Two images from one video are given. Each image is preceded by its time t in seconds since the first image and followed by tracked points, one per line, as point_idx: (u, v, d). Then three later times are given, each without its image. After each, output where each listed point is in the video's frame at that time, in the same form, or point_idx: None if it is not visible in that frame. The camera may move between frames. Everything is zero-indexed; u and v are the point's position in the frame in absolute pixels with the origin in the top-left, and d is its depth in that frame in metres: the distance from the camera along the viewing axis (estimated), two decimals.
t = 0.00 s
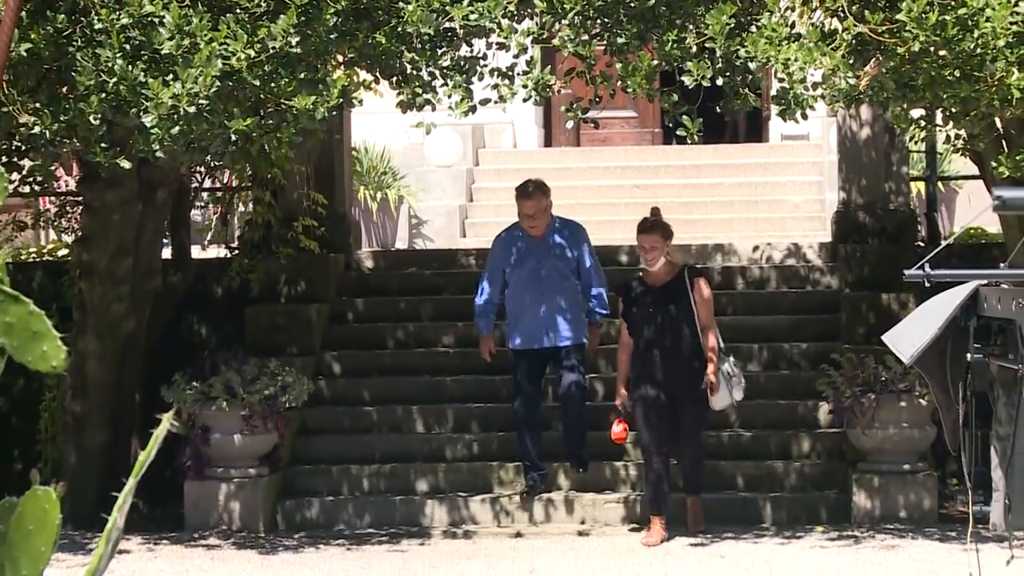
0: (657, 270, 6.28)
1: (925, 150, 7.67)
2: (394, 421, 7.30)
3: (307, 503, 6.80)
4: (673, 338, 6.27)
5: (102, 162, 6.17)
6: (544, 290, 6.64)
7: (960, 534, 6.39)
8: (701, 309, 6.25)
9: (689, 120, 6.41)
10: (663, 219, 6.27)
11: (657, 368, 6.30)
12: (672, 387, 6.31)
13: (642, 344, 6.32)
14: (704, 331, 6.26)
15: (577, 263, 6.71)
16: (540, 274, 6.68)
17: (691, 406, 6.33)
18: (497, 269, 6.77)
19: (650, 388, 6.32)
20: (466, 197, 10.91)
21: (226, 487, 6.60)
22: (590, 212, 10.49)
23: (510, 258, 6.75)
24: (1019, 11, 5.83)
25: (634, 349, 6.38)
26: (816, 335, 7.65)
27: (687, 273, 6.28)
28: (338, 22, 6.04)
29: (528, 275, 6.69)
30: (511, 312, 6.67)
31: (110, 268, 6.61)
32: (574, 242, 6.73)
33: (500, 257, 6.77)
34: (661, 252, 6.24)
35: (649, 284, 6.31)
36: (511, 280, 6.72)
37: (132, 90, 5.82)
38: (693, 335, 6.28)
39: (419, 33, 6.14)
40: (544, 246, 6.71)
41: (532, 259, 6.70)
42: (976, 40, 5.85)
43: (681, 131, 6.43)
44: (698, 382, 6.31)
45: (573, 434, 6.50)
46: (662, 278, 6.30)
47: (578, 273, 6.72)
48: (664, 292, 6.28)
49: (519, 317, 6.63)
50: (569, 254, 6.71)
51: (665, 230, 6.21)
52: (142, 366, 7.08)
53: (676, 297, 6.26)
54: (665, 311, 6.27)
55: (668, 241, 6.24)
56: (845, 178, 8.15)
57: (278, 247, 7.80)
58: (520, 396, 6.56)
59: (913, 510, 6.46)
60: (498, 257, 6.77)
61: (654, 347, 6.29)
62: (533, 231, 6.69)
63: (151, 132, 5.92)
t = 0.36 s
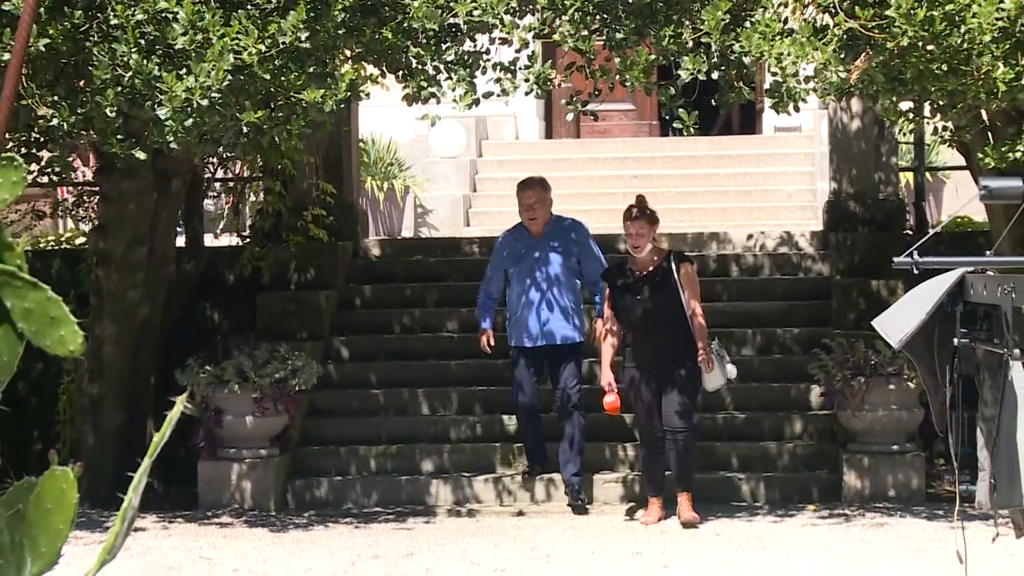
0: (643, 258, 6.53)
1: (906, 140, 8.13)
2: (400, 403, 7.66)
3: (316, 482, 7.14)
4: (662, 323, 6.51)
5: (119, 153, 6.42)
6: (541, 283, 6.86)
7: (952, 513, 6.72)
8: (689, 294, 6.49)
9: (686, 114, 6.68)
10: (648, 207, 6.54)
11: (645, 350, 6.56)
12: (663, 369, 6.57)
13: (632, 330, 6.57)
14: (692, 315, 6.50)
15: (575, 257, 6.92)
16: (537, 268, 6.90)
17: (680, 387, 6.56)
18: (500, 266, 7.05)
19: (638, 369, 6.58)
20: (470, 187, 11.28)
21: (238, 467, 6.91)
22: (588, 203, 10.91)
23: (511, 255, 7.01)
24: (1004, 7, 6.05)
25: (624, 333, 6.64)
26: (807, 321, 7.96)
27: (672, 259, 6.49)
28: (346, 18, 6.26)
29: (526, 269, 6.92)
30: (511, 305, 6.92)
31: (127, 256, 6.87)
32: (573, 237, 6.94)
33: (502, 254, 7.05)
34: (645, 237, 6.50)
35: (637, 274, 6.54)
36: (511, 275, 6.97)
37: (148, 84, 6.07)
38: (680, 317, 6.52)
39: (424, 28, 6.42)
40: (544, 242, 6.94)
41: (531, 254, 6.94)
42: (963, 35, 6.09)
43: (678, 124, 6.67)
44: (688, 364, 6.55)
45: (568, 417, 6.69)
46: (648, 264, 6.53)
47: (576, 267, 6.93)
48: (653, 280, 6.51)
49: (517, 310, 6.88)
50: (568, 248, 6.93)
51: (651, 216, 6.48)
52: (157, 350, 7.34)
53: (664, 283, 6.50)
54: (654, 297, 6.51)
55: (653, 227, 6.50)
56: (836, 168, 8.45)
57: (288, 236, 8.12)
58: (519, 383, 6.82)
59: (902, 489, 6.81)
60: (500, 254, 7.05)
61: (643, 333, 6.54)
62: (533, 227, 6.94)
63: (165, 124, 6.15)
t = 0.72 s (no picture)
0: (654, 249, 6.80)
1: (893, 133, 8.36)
2: (406, 384, 7.98)
3: (326, 461, 7.48)
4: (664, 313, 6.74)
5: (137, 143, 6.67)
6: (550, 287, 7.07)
7: (936, 489, 7.05)
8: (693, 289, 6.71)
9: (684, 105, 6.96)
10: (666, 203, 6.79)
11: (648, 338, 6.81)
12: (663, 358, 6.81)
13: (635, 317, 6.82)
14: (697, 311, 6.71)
15: (585, 262, 7.14)
16: (548, 271, 7.11)
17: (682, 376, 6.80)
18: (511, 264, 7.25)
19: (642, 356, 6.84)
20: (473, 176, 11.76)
21: (251, 446, 7.24)
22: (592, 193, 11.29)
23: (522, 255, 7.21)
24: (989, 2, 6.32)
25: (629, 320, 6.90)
26: (800, 305, 8.27)
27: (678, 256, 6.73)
28: (353, 12, 6.56)
29: (534, 269, 7.14)
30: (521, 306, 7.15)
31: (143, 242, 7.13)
32: (584, 243, 7.15)
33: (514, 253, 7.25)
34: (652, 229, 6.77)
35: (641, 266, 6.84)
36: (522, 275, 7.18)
37: (162, 76, 6.30)
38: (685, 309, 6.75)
39: (429, 22, 6.69)
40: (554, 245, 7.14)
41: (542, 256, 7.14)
42: (950, 28, 6.35)
43: (676, 114, 6.93)
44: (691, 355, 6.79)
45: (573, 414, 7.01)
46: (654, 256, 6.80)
47: (586, 272, 7.16)
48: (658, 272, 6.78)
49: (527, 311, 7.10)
50: (578, 253, 7.14)
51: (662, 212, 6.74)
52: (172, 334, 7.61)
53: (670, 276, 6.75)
54: (660, 288, 6.77)
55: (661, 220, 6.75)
56: (828, 157, 8.74)
57: (299, 223, 8.38)
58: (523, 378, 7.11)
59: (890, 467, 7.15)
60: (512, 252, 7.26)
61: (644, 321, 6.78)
62: (544, 225, 7.16)
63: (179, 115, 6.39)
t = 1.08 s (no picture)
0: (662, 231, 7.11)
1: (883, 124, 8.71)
2: (412, 366, 8.25)
3: (335, 442, 7.76)
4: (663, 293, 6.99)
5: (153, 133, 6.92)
6: (537, 280, 7.30)
7: (923, 468, 7.32)
8: (693, 270, 6.97)
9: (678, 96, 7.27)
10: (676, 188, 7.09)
11: (646, 319, 7.07)
12: (662, 337, 7.06)
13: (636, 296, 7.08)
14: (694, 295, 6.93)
15: (568, 254, 7.40)
16: (533, 264, 7.33)
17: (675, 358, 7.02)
18: (492, 257, 7.46)
19: (640, 336, 7.11)
20: (477, 164, 12.14)
21: (261, 427, 7.52)
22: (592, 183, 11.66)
23: (505, 248, 7.40)
24: None
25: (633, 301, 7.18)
26: (793, 290, 8.55)
27: (682, 239, 7.01)
28: (360, 7, 6.75)
29: (515, 260, 7.36)
30: (506, 298, 7.37)
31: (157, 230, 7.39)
32: (566, 235, 7.41)
33: (495, 246, 7.44)
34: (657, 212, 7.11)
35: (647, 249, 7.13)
36: (506, 268, 7.38)
37: (175, 69, 6.59)
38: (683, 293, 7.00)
39: (434, 16, 6.92)
40: (539, 239, 7.36)
41: (527, 249, 7.35)
42: (939, 21, 6.64)
43: (672, 104, 7.17)
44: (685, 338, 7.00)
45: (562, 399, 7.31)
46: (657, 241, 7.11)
47: (567, 263, 7.43)
48: (661, 254, 7.05)
49: (514, 304, 7.33)
50: (560, 245, 7.39)
51: (665, 197, 7.04)
52: (185, 318, 7.89)
53: (672, 260, 7.01)
54: (661, 270, 7.04)
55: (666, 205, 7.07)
56: (821, 147, 9.01)
57: (308, 211, 8.66)
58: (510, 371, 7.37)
59: (880, 446, 7.43)
60: (493, 244, 7.45)
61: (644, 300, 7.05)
62: (523, 216, 7.37)
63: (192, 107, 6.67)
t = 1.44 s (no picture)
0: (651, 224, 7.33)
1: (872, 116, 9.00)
2: (418, 351, 8.57)
3: (344, 424, 8.08)
4: (652, 287, 7.22)
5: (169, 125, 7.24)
6: (517, 268, 7.49)
7: (911, 449, 7.62)
8: (682, 265, 7.21)
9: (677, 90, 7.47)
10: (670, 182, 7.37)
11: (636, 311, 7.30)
12: (651, 329, 7.30)
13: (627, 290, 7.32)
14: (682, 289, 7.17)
15: (551, 244, 7.57)
16: (515, 253, 7.53)
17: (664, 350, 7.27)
18: (481, 248, 7.72)
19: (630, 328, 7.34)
20: (481, 156, 12.63)
21: (273, 410, 7.83)
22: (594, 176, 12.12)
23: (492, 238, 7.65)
24: None
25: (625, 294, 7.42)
26: (786, 276, 8.88)
27: (670, 234, 7.24)
28: (368, 4, 7.17)
29: (500, 250, 7.57)
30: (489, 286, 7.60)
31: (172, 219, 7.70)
32: (550, 224, 7.60)
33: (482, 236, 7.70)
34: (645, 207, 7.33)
35: (637, 244, 7.38)
36: (491, 257, 7.61)
37: (190, 63, 6.88)
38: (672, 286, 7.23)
39: (439, 11, 7.35)
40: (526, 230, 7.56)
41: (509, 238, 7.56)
42: (928, 16, 6.92)
43: (670, 98, 7.41)
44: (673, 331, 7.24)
45: (539, 387, 7.43)
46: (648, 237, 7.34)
47: (551, 253, 7.60)
48: (651, 249, 7.29)
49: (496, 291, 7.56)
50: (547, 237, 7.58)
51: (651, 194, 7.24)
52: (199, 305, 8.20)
53: (663, 254, 7.24)
54: (652, 264, 7.27)
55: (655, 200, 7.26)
56: (813, 139, 9.29)
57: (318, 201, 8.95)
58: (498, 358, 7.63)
59: (869, 428, 7.73)
60: (483, 233, 7.69)
61: (634, 295, 7.28)
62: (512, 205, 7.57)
63: (206, 101, 6.96)
